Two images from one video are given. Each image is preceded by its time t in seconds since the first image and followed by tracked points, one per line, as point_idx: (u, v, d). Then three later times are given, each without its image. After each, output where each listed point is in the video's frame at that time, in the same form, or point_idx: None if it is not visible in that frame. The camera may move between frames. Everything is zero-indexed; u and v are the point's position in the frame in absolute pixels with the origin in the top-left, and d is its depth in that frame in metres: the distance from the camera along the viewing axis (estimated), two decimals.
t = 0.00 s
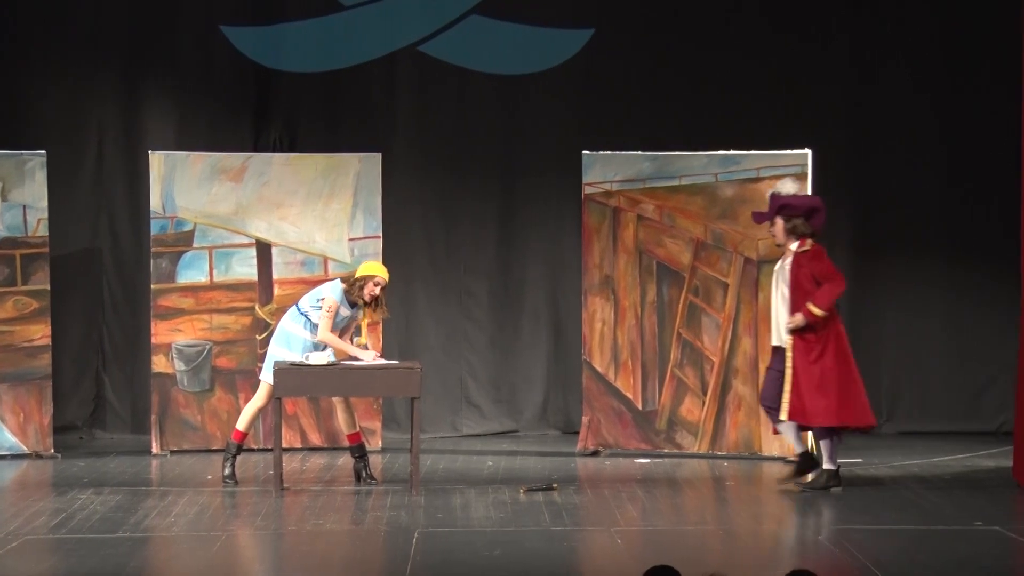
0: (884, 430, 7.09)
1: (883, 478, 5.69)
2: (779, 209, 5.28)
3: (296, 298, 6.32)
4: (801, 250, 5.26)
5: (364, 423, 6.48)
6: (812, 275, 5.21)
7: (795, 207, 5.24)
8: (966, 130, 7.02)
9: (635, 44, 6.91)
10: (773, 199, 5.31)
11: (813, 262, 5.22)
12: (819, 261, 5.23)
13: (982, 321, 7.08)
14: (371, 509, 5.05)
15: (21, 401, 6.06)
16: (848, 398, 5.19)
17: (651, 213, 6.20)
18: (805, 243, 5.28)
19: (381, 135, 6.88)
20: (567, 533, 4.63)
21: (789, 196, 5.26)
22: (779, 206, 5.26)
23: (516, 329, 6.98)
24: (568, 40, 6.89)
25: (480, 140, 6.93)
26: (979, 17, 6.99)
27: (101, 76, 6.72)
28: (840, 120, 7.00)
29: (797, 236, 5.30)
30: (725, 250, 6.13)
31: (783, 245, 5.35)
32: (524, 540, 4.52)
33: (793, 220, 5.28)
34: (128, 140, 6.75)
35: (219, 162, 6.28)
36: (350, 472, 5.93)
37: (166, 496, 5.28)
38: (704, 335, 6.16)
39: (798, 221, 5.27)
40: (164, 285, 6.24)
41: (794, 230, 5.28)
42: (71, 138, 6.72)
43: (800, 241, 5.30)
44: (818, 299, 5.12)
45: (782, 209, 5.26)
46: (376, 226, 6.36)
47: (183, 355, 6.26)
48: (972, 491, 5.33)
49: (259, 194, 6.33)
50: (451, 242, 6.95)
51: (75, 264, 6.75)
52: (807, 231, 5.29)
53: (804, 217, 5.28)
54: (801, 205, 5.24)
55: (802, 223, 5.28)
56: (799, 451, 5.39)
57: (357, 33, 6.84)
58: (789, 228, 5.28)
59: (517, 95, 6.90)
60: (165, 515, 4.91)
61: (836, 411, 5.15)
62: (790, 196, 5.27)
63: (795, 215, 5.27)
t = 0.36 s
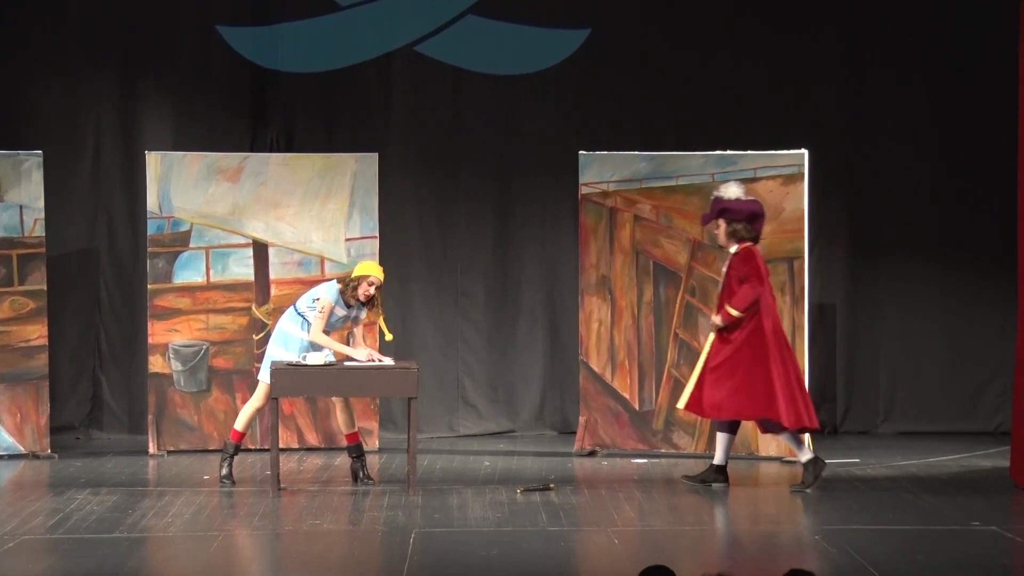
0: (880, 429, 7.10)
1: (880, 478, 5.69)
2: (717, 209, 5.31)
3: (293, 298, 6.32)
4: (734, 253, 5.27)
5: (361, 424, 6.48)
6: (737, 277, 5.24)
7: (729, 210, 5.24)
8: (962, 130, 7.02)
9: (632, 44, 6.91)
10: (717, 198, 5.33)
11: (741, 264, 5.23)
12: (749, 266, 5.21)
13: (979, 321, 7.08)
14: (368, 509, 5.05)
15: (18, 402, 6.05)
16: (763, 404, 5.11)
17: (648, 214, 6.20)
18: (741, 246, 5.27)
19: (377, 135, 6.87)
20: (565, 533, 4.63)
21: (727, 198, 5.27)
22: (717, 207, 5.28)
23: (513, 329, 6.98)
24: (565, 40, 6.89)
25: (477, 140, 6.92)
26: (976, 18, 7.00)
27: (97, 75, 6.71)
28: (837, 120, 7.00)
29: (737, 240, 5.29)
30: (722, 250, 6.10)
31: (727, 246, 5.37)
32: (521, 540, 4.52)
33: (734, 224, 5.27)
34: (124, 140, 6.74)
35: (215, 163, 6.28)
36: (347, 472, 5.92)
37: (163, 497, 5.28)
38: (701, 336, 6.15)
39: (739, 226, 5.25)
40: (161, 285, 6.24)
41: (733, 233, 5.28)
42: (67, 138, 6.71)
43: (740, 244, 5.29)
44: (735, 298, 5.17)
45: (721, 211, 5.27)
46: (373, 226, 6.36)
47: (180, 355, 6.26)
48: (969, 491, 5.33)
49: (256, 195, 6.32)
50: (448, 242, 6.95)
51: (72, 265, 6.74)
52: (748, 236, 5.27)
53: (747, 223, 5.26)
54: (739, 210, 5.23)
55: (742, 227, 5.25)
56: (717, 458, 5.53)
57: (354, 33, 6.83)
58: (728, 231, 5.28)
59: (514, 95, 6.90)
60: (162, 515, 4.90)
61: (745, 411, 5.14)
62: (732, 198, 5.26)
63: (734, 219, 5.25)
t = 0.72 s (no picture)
0: (886, 429, 7.09)
1: (885, 478, 5.68)
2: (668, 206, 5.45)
3: (298, 298, 6.33)
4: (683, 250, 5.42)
5: (367, 424, 6.48)
6: (684, 275, 5.39)
7: (681, 207, 5.39)
8: (968, 130, 7.01)
9: (637, 43, 6.90)
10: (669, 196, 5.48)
11: (688, 262, 5.38)
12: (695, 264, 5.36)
13: (984, 321, 7.07)
14: (374, 509, 5.05)
15: (24, 401, 6.06)
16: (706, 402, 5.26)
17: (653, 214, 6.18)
18: (690, 243, 5.43)
19: (382, 134, 6.87)
20: (570, 532, 4.63)
21: (677, 195, 5.42)
22: (668, 204, 5.43)
23: (518, 329, 6.98)
24: (570, 40, 6.89)
25: (482, 140, 6.92)
26: (982, 17, 6.99)
27: (102, 75, 6.72)
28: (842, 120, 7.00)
29: (687, 237, 5.45)
30: (727, 251, 6.12)
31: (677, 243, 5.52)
32: (526, 539, 4.52)
33: (685, 221, 5.42)
34: (129, 140, 6.75)
35: (221, 162, 6.29)
36: (352, 472, 5.93)
37: (169, 496, 5.29)
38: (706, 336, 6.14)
39: (690, 223, 5.42)
40: (167, 285, 6.25)
41: (683, 231, 5.44)
42: (73, 139, 6.72)
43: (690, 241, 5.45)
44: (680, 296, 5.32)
45: (672, 209, 5.41)
46: (378, 226, 6.36)
47: (186, 355, 6.26)
48: (975, 492, 5.32)
49: (261, 194, 6.33)
50: (453, 242, 6.95)
51: (78, 264, 6.75)
52: (698, 233, 5.44)
53: (697, 220, 5.42)
54: (690, 207, 5.38)
55: (693, 224, 5.41)
56: (723, 456, 5.50)
57: (359, 33, 6.83)
58: (679, 228, 5.43)
59: (519, 95, 6.90)
60: (168, 514, 4.91)
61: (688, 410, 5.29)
62: (682, 195, 5.42)
63: (686, 216, 5.41)
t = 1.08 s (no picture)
0: (910, 429, 7.05)
1: (909, 478, 5.65)
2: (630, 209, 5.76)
3: (320, 297, 6.35)
4: (643, 251, 5.71)
5: (389, 423, 6.50)
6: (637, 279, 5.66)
7: (643, 209, 5.69)
8: (992, 128, 6.96)
9: (659, 42, 6.89)
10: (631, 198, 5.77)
11: (643, 264, 5.66)
12: (650, 267, 5.64)
13: (1009, 320, 7.02)
14: (396, 508, 5.07)
15: (49, 400, 6.11)
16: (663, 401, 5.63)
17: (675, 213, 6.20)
18: (650, 244, 5.72)
19: (404, 134, 6.89)
20: (592, 532, 4.64)
21: (638, 199, 5.72)
22: (630, 206, 5.73)
23: (540, 329, 6.98)
24: (591, 40, 6.88)
25: (503, 139, 6.93)
26: (1006, 14, 6.95)
27: (125, 76, 6.76)
28: (865, 118, 6.96)
29: (648, 237, 5.74)
30: (749, 250, 6.09)
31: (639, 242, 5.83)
32: (548, 539, 4.52)
33: (647, 222, 5.72)
34: (152, 141, 6.80)
35: (244, 162, 6.32)
36: (375, 471, 5.95)
37: (193, 495, 5.32)
38: (729, 335, 6.14)
39: (651, 224, 5.71)
40: (190, 285, 6.29)
41: (644, 231, 5.74)
42: (96, 139, 6.77)
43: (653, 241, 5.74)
44: (633, 300, 5.63)
45: (635, 210, 5.70)
46: (400, 225, 6.39)
47: (209, 354, 6.30)
48: (1000, 492, 5.29)
49: (284, 194, 6.36)
50: (474, 242, 6.96)
51: (101, 264, 6.80)
52: (658, 233, 5.73)
53: (659, 220, 5.72)
54: (652, 209, 5.68)
55: (654, 226, 5.71)
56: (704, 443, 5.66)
57: (380, 34, 6.85)
58: (642, 229, 5.73)
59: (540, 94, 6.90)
60: (191, 514, 4.94)
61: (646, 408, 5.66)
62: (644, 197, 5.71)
63: (648, 218, 5.71)
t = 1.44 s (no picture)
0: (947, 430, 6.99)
1: (947, 479, 5.61)
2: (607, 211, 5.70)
3: (355, 297, 6.40)
4: (617, 253, 5.67)
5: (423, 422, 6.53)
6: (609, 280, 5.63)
7: (621, 212, 5.64)
8: None
9: (693, 42, 6.88)
10: (609, 199, 5.71)
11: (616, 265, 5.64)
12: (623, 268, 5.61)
13: None
14: (431, 507, 5.09)
15: (85, 399, 6.19)
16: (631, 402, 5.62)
17: (709, 213, 6.17)
18: (626, 246, 5.69)
19: (437, 135, 6.92)
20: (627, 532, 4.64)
21: (617, 200, 5.67)
22: (609, 208, 5.67)
23: (574, 328, 6.99)
24: (626, 41, 6.88)
25: (536, 140, 6.94)
26: None
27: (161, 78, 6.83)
28: (901, 116, 6.90)
29: (625, 239, 5.71)
30: (784, 249, 6.06)
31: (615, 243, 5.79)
32: (582, 539, 4.53)
33: (623, 224, 5.69)
34: (187, 142, 6.87)
35: (279, 162, 6.37)
36: (410, 470, 5.98)
37: (228, 494, 5.37)
38: (764, 335, 6.11)
39: (628, 226, 5.68)
40: (225, 284, 6.34)
41: (621, 233, 5.70)
42: (132, 141, 6.85)
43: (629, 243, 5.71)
44: (604, 300, 5.60)
45: (614, 212, 5.65)
46: (434, 225, 6.42)
47: (245, 354, 6.36)
48: None
49: (319, 194, 6.41)
50: (507, 241, 6.97)
51: (138, 264, 6.88)
52: (635, 236, 5.70)
53: (636, 223, 5.69)
54: (630, 212, 5.64)
55: (631, 228, 5.68)
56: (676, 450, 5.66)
57: (415, 35, 6.88)
58: (619, 231, 5.69)
59: (573, 95, 6.91)
60: (227, 512, 4.99)
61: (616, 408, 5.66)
62: (623, 200, 5.66)
63: (625, 220, 5.67)
